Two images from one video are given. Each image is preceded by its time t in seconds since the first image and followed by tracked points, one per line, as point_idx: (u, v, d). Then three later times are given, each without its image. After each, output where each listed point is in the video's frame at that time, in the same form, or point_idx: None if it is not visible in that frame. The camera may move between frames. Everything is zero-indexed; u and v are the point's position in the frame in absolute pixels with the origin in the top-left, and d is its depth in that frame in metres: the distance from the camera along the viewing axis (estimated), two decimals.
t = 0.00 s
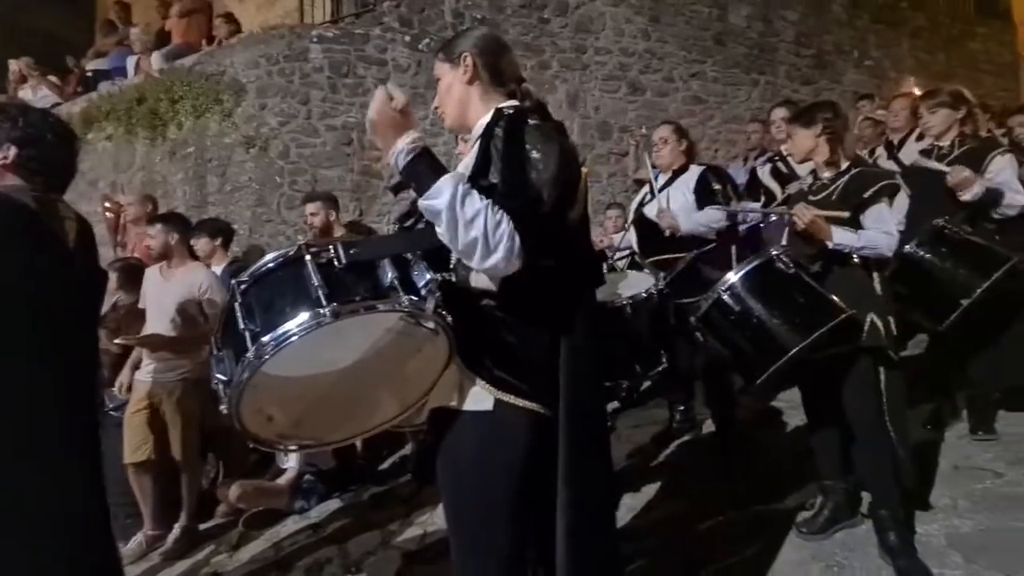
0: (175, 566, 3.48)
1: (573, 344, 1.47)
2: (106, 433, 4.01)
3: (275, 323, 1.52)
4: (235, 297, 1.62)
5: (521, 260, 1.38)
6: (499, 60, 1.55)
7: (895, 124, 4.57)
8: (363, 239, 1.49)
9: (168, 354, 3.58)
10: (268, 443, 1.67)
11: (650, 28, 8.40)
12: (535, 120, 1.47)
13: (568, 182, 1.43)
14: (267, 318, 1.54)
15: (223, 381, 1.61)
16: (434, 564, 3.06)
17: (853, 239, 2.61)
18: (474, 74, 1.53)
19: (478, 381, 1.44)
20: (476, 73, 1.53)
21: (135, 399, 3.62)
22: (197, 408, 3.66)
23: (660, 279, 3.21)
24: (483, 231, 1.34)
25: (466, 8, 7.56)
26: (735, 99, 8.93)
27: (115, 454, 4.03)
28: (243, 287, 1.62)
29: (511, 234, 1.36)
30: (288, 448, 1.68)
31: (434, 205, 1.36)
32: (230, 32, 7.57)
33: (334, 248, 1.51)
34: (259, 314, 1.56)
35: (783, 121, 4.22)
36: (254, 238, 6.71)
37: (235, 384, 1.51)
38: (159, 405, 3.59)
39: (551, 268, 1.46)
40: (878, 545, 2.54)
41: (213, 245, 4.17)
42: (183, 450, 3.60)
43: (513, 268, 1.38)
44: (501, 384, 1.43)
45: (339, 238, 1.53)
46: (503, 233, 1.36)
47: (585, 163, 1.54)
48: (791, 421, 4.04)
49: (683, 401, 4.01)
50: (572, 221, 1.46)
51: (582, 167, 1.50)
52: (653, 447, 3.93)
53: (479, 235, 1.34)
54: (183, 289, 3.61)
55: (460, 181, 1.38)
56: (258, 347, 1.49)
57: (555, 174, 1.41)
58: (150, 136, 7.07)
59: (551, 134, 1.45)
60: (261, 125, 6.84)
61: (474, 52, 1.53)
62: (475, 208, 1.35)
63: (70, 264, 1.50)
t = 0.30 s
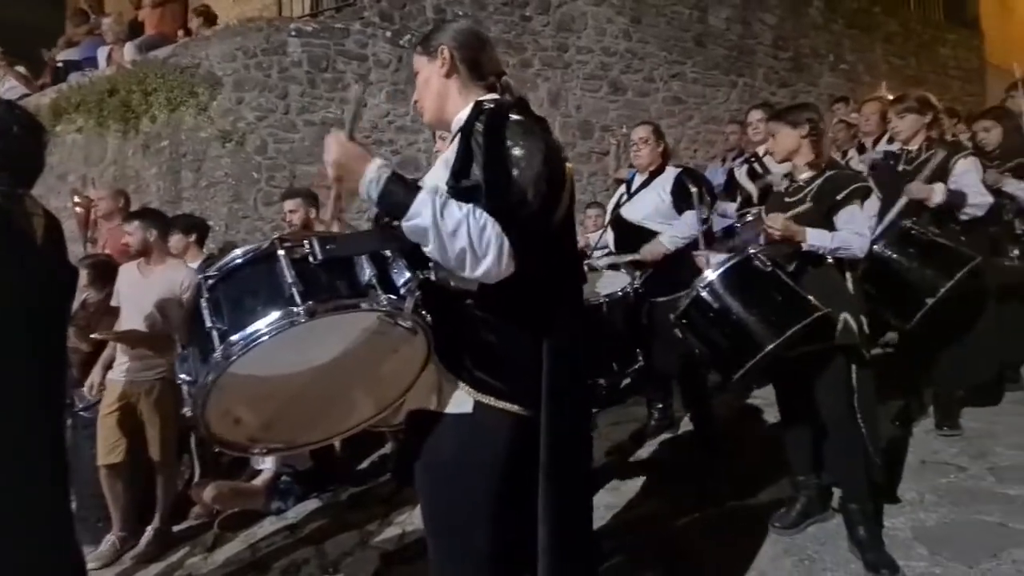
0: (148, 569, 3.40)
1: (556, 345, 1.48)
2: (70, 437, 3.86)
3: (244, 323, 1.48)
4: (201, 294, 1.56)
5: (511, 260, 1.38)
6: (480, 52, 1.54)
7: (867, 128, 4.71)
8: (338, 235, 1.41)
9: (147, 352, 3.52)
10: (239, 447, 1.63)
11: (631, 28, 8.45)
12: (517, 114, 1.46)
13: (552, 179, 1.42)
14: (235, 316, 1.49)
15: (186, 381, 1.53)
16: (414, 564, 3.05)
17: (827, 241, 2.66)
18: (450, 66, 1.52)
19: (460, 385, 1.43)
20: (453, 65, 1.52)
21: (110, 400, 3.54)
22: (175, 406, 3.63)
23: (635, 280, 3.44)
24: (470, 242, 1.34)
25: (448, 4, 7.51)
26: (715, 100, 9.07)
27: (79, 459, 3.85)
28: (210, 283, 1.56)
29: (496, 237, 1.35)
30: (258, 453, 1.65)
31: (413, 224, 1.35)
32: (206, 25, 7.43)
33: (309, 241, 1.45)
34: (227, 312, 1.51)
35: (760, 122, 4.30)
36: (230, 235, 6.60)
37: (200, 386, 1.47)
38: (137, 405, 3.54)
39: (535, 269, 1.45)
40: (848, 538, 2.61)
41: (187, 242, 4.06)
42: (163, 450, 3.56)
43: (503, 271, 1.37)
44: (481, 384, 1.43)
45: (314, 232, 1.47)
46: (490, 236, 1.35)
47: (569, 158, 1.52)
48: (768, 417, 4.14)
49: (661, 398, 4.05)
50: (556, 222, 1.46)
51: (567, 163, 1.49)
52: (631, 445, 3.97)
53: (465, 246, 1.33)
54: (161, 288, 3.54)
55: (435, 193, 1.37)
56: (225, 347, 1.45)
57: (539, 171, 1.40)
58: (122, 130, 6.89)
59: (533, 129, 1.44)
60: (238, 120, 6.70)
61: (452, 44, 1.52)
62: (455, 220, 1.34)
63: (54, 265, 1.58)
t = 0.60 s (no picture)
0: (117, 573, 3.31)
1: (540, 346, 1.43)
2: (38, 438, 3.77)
3: (204, 325, 1.48)
4: (159, 294, 1.58)
5: (500, 254, 1.35)
6: (458, 45, 1.53)
7: (840, 132, 4.84)
8: (307, 232, 1.40)
9: (119, 351, 3.45)
10: (205, 456, 1.57)
11: (612, 30, 8.50)
12: (498, 103, 1.42)
13: (537, 168, 1.39)
14: (195, 318, 1.50)
15: (143, 387, 1.55)
16: (392, 565, 3.03)
17: (803, 242, 2.73)
18: (426, 58, 1.51)
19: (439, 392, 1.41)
20: (428, 58, 1.51)
21: (78, 400, 3.45)
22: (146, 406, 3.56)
23: (615, 282, 3.47)
24: (453, 234, 1.31)
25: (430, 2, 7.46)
26: (694, 103, 9.20)
27: (47, 459, 3.78)
28: (168, 282, 1.57)
29: (482, 228, 1.32)
30: (226, 462, 1.58)
31: (393, 217, 1.32)
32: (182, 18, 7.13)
33: (276, 239, 1.44)
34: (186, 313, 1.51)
35: (738, 125, 4.37)
36: (205, 232, 6.47)
37: (160, 394, 1.44)
38: (107, 405, 3.47)
39: (518, 261, 1.41)
40: (818, 533, 2.67)
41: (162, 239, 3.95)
42: (134, 451, 3.49)
43: (493, 264, 1.35)
44: (458, 389, 1.39)
45: (281, 229, 1.46)
46: (475, 225, 1.32)
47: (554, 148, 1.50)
48: (745, 414, 4.24)
49: (639, 397, 4.18)
50: (542, 218, 1.44)
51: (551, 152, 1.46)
52: (610, 444, 4.05)
53: (451, 237, 1.31)
54: (134, 286, 3.48)
55: (414, 186, 1.35)
56: (180, 354, 1.44)
57: (524, 161, 1.37)
58: (93, 122, 6.80)
59: (516, 118, 1.41)
60: (214, 115, 6.55)
61: (428, 35, 1.51)
62: (438, 212, 1.31)
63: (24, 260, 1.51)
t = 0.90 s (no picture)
0: None
1: (514, 346, 1.42)
2: None
3: (147, 320, 1.41)
4: (100, 289, 1.45)
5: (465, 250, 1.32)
6: (432, 30, 1.49)
7: (811, 133, 4.95)
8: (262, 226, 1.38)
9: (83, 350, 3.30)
10: (159, 456, 1.53)
11: (590, 29, 8.53)
12: (467, 90, 1.39)
13: (505, 157, 1.35)
14: (137, 315, 1.42)
15: (84, 388, 1.43)
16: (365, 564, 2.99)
17: (778, 241, 2.77)
18: (399, 45, 1.48)
19: (400, 390, 1.38)
20: (402, 43, 1.48)
21: (41, 398, 3.32)
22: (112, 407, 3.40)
23: (591, 280, 3.43)
24: (413, 229, 1.28)
25: None
26: (670, 103, 9.30)
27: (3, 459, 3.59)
28: (113, 277, 1.45)
29: (444, 222, 1.30)
30: (178, 460, 1.54)
31: (349, 208, 1.29)
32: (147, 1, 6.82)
33: (228, 232, 1.39)
34: (129, 310, 1.43)
35: (713, 125, 4.41)
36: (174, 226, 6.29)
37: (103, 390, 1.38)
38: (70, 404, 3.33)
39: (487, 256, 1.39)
40: (786, 525, 2.72)
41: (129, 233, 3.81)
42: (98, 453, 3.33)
43: (457, 260, 1.31)
44: (424, 392, 1.37)
45: (234, 220, 1.42)
46: (437, 221, 1.29)
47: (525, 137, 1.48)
48: (719, 409, 4.34)
49: (615, 394, 4.27)
50: (511, 211, 1.42)
51: (522, 141, 1.42)
52: (586, 440, 4.09)
53: (409, 232, 1.28)
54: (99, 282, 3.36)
55: (374, 175, 1.32)
56: (118, 352, 1.38)
57: (492, 149, 1.33)
58: (55, 112, 6.56)
59: (485, 105, 1.37)
60: (183, 106, 6.34)
61: (402, 20, 1.48)
62: (396, 204, 1.29)
63: None
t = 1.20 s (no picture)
0: None
1: (487, 343, 1.41)
2: None
3: (96, 316, 1.34)
4: (51, 282, 1.41)
5: (433, 245, 1.31)
6: (406, 20, 1.47)
7: (784, 134, 5.05)
8: (220, 219, 1.31)
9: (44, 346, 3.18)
10: (119, 456, 1.48)
11: (569, 27, 8.54)
12: (437, 81, 1.36)
13: (473, 148, 1.33)
14: (87, 310, 1.36)
15: (32, 382, 1.34)
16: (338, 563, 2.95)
17: (752, 241, 2.82)
18: (372, 35, 1.46)
19: (363, 387, 1.36)
20: (375, 34, 1.46)
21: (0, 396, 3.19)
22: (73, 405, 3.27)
23: (569, 275, 3.48)
24: (379, 222, 1.26)
25: None
26: (647, 102, 9.38)
27: None
28: (66, 271, 1.41)
29: (411, 214, 1.28)
30: (141, 460, 1.49)
31: (312, 206, 1.27)
32: None
33: (183, 225, 1.32)
34: (79, 305, 1.37)
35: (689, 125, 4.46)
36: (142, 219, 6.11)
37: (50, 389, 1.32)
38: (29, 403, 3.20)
39: (460, 252, 1.39)
40: (756, 518, 2.78)
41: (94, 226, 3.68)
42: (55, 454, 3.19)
43: (425, 255, 1.30)
44: (393, 391, 1.35)
45: (192, 213, 1.35)
46: (403, 212, 1.27)
47: (498, 128, 1.44)
48: (692, 405, 4.42)
49: (592, 390, 4.33)
50: (483, 204, 1.41)
51: (493, 132, 1.40)
52: (562, 437, 4.11)
53: (375, 226, 1.25)
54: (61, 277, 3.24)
55: (336, 169, 1.29)
56: (62, 347, 1.30)
57: (460, 140, 1.31)
58: (17, 99, 6.44)
59: (455, 95, 1.35)
60: (152, 96, 6.15)
61: (375, 10, 1.46)
62: (360, 199, 1.26)
63: None
